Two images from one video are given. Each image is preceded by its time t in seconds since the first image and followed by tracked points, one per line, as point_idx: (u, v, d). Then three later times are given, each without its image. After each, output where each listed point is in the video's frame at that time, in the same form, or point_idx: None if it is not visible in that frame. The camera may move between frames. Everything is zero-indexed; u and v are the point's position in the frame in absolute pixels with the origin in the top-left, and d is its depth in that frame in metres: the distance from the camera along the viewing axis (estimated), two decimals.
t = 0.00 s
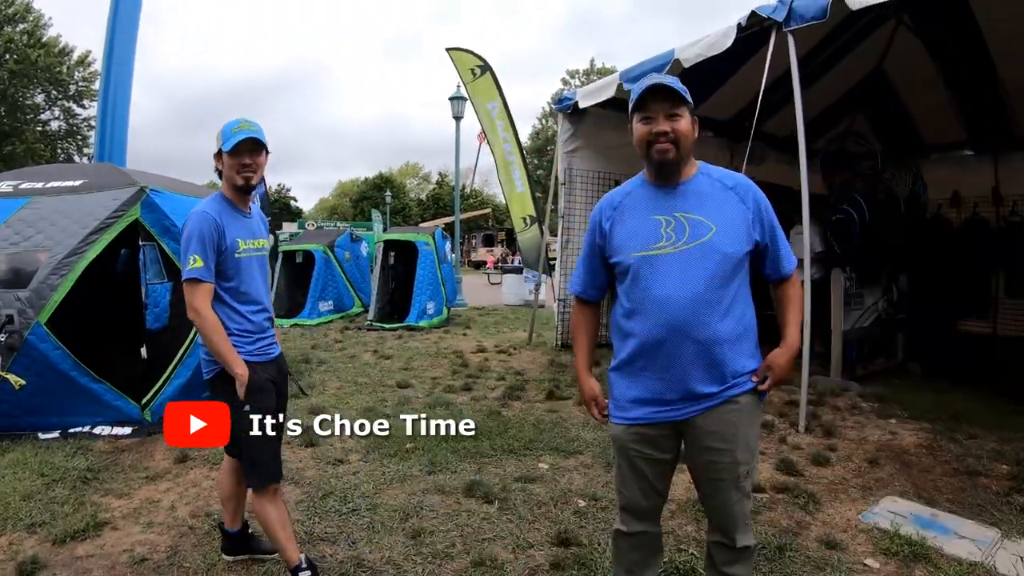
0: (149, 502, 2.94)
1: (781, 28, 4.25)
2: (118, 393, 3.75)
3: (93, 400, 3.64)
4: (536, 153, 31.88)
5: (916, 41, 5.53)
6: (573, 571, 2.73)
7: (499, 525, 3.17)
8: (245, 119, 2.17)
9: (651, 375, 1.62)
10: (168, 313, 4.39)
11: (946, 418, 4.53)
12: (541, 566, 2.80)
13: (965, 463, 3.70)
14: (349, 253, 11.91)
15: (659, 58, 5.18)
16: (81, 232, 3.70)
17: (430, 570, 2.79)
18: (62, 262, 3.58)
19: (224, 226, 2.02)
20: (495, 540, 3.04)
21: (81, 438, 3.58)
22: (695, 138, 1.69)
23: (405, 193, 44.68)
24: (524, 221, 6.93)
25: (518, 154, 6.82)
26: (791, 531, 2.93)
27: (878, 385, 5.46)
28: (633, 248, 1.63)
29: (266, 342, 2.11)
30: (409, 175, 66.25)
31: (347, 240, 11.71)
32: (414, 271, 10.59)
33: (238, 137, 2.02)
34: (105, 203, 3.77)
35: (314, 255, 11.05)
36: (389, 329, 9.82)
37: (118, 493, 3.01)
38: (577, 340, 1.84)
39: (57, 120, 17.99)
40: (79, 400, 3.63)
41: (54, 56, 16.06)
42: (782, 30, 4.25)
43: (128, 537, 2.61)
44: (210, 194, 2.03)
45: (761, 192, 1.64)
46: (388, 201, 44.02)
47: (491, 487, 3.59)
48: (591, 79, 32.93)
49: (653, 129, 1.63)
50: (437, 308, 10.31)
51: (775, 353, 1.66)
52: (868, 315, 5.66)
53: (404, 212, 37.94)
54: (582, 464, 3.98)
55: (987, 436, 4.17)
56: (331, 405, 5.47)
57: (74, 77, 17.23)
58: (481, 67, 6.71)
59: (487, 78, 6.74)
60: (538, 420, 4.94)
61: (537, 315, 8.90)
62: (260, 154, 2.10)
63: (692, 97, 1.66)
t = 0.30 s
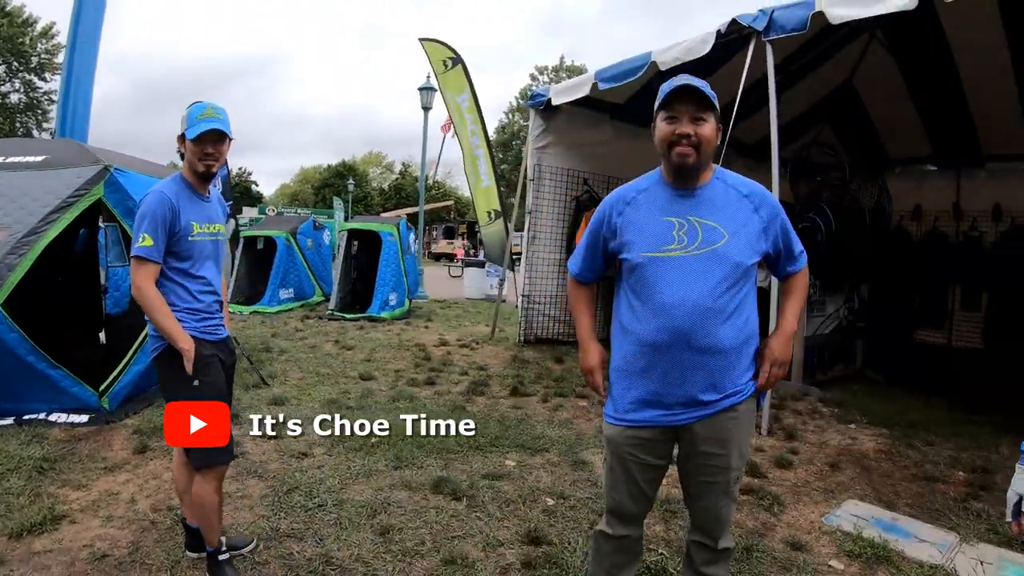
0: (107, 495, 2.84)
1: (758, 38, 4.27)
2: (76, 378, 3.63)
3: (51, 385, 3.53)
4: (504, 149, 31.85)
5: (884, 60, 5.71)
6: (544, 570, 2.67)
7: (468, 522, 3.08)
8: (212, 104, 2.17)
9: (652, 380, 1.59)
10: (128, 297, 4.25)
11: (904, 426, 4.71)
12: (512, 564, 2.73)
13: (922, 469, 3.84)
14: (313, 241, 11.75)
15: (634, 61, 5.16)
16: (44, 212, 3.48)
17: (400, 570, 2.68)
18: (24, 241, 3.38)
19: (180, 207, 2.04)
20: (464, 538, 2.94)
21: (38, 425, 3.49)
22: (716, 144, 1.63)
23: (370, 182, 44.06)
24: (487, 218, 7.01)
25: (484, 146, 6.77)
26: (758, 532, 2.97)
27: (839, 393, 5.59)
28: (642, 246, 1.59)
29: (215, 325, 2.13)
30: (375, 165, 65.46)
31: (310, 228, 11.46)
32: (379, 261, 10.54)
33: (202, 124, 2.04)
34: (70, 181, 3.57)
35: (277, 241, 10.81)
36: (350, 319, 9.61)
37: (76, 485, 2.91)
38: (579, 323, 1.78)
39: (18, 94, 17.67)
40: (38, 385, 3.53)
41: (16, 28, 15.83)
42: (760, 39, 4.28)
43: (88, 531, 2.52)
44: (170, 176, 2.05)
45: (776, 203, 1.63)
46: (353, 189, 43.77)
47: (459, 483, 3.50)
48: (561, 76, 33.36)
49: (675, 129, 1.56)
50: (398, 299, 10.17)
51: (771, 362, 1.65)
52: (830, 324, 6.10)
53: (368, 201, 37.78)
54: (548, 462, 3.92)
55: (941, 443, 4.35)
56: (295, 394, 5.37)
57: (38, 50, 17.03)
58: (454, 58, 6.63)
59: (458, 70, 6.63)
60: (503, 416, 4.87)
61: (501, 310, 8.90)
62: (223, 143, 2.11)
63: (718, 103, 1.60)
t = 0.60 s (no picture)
0: (61, 484, 2.83)
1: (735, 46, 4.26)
2: (27, 361, 3.61)
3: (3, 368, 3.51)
4: (467, 143, 31.62)
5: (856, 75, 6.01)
6: (513, 568, 2.61)
7: (436, 520, 2.97)
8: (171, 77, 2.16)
9: (649, 374, 1.72)
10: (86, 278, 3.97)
11: (861, 433, 5.06)
12: (481, 563, 2.66)
13: (877, 476, 4.11)
14: (272, 227, 11.28)
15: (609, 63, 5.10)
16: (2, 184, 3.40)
17: (365, 571, 2.54)
18: None
19: (135, 185, 2.04)
20: (432, 535, 2.83)
21: None
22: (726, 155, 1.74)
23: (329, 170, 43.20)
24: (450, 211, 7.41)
25: (449, 141, 7.22)
26: (724, 534, 3.12)
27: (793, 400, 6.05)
28: (648, 246, 1.72)
29: (173, 307, 2.13)
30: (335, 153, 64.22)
31: (270, 214, 11.05)
32: (338, 253, 10.17)
33: (160, 97, 2.03)
34: (31, 154, 3.52)
35: (236, 227, 10.45)
36: (309, 310, 9.45)
37: (30, 473, 2.88)
38: (573, 293, 1.90)
39: None
40: None
41: None
42: (737, 49, 4.30)
43: (42, 523, 2.50)
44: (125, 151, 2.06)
45: (776, 213, 1.76)
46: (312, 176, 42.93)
47: (425, 480, 3.38)
48: (527, 73, 33.30)
49: (688, 137, 1.68)
50: (358, 291, 9.88)
51: (759, 358, 1.80)
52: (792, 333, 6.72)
53: (327, 188, 37.08)
54: (512, 460, 3.84)
55: (896, 452, 4.66)
56: (254, 384, 5.24)
57: None
58: (423, 52, 7.02)
59: (427, 64, 7.03)
60: (466, 412, 4.82)
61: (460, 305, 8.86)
62: (181, 114, 2.11)
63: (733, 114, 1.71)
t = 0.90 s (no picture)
0: (15, 471, 2.79)
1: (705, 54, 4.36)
2: None
3: None
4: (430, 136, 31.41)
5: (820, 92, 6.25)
6: (475, 561, 2.62)
7: (396, 512, 2.98)
8: (120, 47, 2.07)
9: (622, 367, 1.77)
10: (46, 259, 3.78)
11: (812, 435, 5.26)
12: (443, 556, 2.66)
13: (829, 477, 4.29)
14: (230, 214, 11.05)
15: (576, 64, 5.17)
16: None
17: (328, 563, 2.52)
18: None
19: (59, 160, 1.95)
20: (393, 528, 2.84)
21: None
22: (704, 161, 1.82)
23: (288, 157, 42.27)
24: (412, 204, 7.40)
25: (413, 134, 7.22)
26: (681, 530, 3.22)
27: (750, 403, 6.24)
28: (625, 242, 1.77)
29: (96, 293, 2.01)
30: (295, 140, 62.85)
31: (230, 200, 10.76)
32: (297, 242, 10.03)
33: (91, 69, 1.95)
34: None
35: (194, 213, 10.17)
36: (265, 299, 9.27)
37: None
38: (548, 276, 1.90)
39: None
40: None
41: None
42: (707, 57, 4.40)
43: None
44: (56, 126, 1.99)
45: (748, 218, 1.85)
46: (272, 163, 41.99)
47: (385, 472, 3.39)
48: (493, 69, 33.28)
49: (670, 141, 1.74)
50: (317, 281, 9.78)
51: (726, 351, 1.84)
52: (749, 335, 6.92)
53: (286, 177, 36.35)
54: (471, 455, 3.88)
55: (846, 454, 4.87)
56: (211, 372, 5.16)
57: None
58: (390, 44, 7.02)
59: (394, 56, 7.04)
60: (425, 406, 4.83)
61: (419, 298, 8.83)
62: (122, 85, 2.02)
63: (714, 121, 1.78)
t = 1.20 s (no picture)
0: None
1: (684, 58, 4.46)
2: None
3: None
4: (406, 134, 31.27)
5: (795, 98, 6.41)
6: (456, 560, 2.64)
7: (377, 513, 2.99)
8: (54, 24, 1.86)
9: (599, 367, 1.82)
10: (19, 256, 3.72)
11: (787, 435, 5.38)
12: (424, 555, 2.68)
13: (804, 475, 4.40)
14: (206, 210, 10.83)
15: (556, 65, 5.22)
16: None
17: (310, 564, 2.53)
18: None
19: None
20: (374, 528, 2.86)
21: None
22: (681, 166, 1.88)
23: (264, 155, 41.78)
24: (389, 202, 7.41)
25: (390, 133, 7.22)
26: (660, 528, 3.29)
27: (724, 402, 6.36)
28: (604, 245, 1.83)
29: (30, 298, 1.83)
30: (270, 136, 62.17)
31: (205, 198, 10.61)
32: (273, 239, 9.95)
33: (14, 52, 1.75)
34: None
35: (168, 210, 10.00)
36: (241, 298, 9.18)
37: None
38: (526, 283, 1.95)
39: None
40: None
41: None
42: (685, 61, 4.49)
43: None
44: None
45: (724, 222, 1.91)
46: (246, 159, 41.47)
47: (364, 472, 3.40)
48: (471, 68, 33.33)
49: (647, 146, 1.80)
50: (294, 279, 9.71)
51: (703, 353, 1.87)
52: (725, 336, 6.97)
53: (262, 174, 35.94)
54: (450, 454, 3.91)
55: (821, 452, 5.00)
56: (187, 372, 5.12)
57: None
58: (369, 41, 7.01)
59: (373, 53, 7.01)
60: (402, 406, 4.84)
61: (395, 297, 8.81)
62: (57, 68, 1.83)
63: (691, 126, 1.84)
